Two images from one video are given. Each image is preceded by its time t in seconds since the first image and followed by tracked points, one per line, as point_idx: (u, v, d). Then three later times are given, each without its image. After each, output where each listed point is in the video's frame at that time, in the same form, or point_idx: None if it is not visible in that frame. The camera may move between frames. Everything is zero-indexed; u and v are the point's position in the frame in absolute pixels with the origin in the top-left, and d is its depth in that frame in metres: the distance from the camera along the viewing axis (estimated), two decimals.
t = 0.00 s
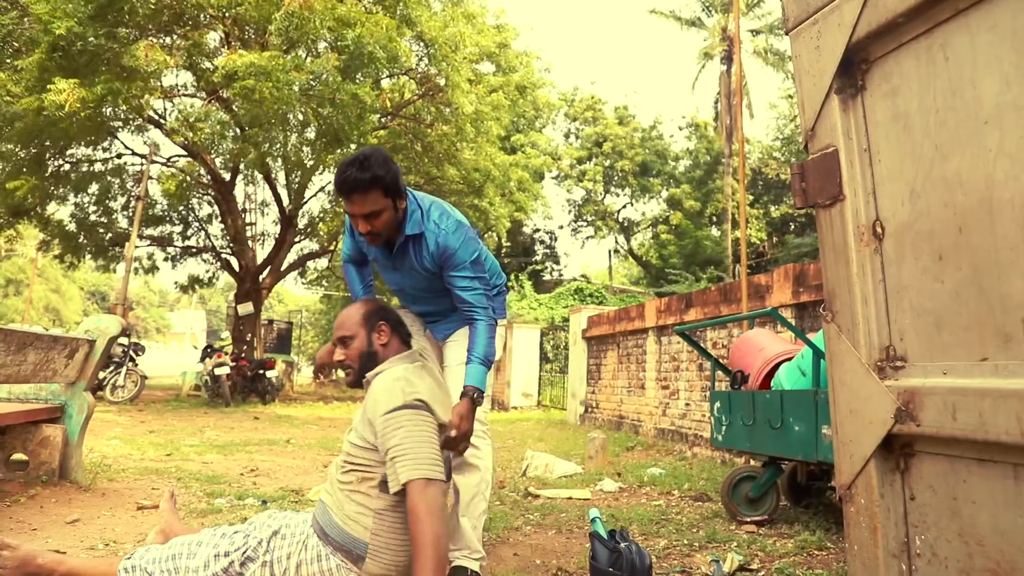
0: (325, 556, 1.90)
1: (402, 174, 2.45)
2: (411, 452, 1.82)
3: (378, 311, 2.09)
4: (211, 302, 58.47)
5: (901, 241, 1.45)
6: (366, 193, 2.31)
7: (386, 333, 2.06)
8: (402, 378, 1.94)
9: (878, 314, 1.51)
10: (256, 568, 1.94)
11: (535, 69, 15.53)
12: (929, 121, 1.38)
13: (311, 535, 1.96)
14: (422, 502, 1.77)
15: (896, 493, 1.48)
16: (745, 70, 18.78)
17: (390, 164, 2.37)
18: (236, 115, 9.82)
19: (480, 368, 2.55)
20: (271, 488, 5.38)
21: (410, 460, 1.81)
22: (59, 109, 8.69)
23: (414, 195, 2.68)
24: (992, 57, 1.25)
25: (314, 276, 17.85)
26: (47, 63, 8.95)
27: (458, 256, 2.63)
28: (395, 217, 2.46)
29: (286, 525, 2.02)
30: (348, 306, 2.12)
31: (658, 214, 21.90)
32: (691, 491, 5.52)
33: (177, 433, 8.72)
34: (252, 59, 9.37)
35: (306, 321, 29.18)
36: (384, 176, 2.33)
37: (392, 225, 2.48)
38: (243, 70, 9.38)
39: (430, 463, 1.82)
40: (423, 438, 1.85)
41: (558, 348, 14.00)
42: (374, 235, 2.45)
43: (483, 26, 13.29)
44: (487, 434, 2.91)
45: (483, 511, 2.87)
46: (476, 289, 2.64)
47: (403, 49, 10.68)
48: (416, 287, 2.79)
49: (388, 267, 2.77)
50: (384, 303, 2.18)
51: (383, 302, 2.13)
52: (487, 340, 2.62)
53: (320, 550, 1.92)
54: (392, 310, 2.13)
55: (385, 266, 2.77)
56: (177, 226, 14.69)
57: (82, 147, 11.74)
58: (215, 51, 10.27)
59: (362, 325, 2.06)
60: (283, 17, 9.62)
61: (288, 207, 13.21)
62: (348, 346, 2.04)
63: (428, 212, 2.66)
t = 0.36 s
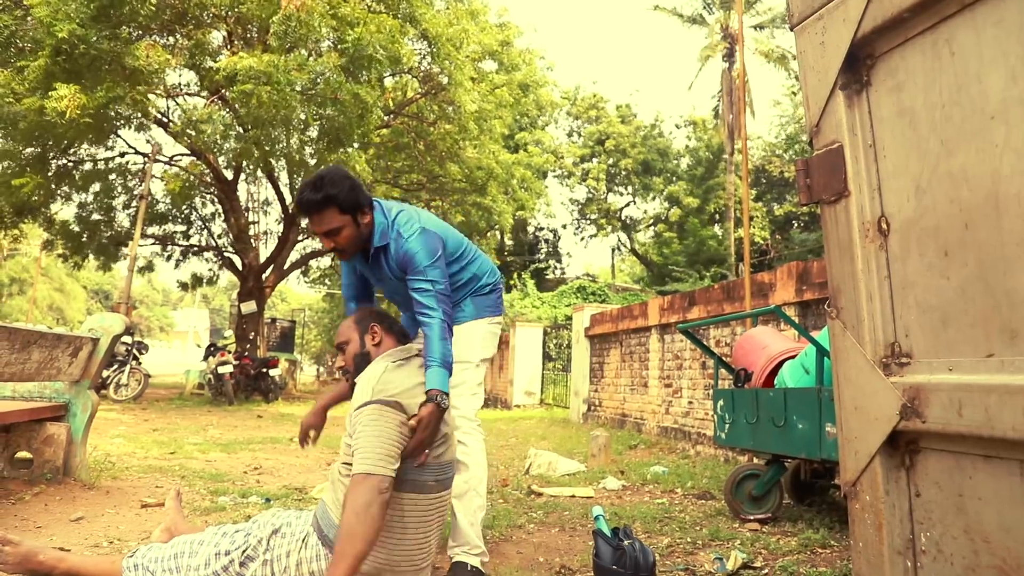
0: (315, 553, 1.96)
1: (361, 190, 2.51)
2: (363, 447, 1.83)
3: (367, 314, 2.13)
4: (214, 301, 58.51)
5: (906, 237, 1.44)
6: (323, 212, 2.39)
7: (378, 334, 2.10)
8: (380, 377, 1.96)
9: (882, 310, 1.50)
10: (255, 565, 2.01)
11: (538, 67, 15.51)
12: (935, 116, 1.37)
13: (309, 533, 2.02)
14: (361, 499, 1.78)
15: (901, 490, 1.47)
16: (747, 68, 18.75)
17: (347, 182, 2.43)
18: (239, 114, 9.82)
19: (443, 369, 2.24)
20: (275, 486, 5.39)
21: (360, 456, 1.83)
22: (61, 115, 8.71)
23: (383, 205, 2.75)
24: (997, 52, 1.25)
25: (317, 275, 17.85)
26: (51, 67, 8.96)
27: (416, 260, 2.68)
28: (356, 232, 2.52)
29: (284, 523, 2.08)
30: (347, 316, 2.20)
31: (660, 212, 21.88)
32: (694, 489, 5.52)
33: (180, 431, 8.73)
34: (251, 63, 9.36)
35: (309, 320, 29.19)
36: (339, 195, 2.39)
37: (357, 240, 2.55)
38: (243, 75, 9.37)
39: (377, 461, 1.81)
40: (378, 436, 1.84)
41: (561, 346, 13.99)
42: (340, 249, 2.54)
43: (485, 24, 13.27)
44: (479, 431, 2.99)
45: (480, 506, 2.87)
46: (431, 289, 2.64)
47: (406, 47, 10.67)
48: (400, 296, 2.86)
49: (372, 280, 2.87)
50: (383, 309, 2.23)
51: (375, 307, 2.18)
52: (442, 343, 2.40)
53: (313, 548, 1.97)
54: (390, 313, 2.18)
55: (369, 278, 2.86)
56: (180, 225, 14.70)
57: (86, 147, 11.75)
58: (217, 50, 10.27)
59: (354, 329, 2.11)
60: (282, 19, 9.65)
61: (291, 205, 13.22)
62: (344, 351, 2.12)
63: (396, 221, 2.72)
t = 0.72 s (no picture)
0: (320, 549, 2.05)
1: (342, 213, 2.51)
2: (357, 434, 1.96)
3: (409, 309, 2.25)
4: (217, 298, 58.59)
5: (912, 231, 1.44)
6: (309, 244, 2.36)
7: (418, 330, 2.23)
8: (402, 367, 2.04)
9: (888, 305, 1.50)
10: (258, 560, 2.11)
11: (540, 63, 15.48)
12: (941, 110, 1.37)
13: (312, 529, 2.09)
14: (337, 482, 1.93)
15: (906, 484, 1.47)
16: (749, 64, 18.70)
17: (327, 208, 2.41)
18: (242, 111, 9.83)
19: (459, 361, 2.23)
20: (278, 482, 5.40)
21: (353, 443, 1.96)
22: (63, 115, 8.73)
23: (364, 224, 2.75)
24: (1003, 45, 1.24)
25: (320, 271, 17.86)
26: (54, 63, 8.94)
27: (417, 260, 2.68)
28: (348, 254, 2.51)
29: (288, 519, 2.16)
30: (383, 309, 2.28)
31: (662, 208, 21.86)
32: (697, 485, 5.52)
33: (184, 427, 8.75)
34: (253, 60, 9.35)
35: (311, 317, 29.21)
36: (322, 224, 2.36)
37: (349, 264, 2.53)
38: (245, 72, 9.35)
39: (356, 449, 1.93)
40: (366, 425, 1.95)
41: (563, 343, 13.99)
42: (334, 277, 2.52)
43: (488, 20, 13.25)
44: (486, 426, 3.01)
45: (480, 502, 2.89)
46: (439, 283, 2.61)
47: (411, 43, 10.66)
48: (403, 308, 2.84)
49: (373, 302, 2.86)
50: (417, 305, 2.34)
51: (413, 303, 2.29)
52: (457, 334, 2.38)
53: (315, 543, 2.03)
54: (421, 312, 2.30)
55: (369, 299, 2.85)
56: (183, 222, 14.72)
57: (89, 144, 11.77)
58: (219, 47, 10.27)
59: (394, 321, 2.20)
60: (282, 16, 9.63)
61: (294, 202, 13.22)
62: (382, 340, 2.18)
63: (380, 236, 2.72)
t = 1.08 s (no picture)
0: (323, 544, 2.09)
1: (364, 202, 2.51)
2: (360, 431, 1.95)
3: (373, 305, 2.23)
4: (217, 295, 58.62)
5: (914, 228, 1.44)
6: (330, 232, 2.39)
7: (387, 326, 2.20)
8: (384, 362, 2.07)
9: (889, 302, 1.50)
10: (259, 556, 2.13)
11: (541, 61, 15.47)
12: (943, 106, 1.37)
13: (313, 525, 2.14)
14: (361, 484, 1.88)
15: (906, 482, 1.47)
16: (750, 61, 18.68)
17: (349, 197, 2.43)
18: (242, 107, 9.83)
19: (455, 353, 2.37)
20: (278, 479, 5.40)
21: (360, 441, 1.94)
22: (66, 106, 8.72)
23: (380, 214, 2.76)
24: (1006, 41, 1.24)
25: (320, 269, 17.87)
26: (54, 56, 8.92)
27: (433, 253, 2.69)
28: (367, 245, 2.53)
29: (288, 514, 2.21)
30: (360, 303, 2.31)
31: (662, 206, 21.85)
32: (697, 483, 5.52)
33: (184, 424, 8.76)
34: (257, 53, 9.33)
35: (312, 315, 29.22)
36: (344, 213, 2.38)
37: (366, 253, 2.57)
38: (248, 65, 9.33)
39: (370, 442, 1.91)
40: (373, 418, 1.94)
41: (564, 341, 13.99)
42: (350, 265, 2.55)
43: (489, 18, 13.24)
44: (483, 425, 3.02)
45: (480, 499, 2.89)
46: (454, 280, 2.66)
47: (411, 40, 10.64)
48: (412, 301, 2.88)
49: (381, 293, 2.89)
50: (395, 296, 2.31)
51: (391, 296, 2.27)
52: (463, 327, 2.52)
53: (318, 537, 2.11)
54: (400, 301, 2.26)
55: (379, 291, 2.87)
56: (183, 220, 14.72)
57: (90, 141, 11.76)
58: (220, 44, 10.26)
59: (363, 321, 2.23)
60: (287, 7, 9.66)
61: (294, 199, 13.21)
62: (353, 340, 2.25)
63: (396, 226, 2.73)
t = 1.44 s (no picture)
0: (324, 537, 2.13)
1: (382, 175, 2.52)
2: (363, 417, 2.01)
3: (344, 306, 2.31)
4: (218, 292, 58.64)
5: (914, 222, 1.44)
6: (344, 199, 2.39)
7: (363, 324, 2.28)
8: (368, 351, 2.13)
9: (890, 295, 1.50)
10: (260, 551, 2.17)
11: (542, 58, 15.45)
12: (944, 99, 1.37)
13: (313, 520, 2.19)
14: (373, 466, 1.93)
15: (907, 476, 1.47)
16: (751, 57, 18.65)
17: (368, 168, 2.43)
18: (242, 103, 9.82)
19: (453, 340, 2.47)
20: (279, 475, 5.41)
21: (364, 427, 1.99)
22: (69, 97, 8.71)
23: (396, 191, 2.75)
24: (1007, 35, 1.24)
25: (320, 265, 17.87)
26: (56, 50, 8.94)
27: (443, 239, 2.70)
28: (378, 217, 2.54)
29: (288, 510, 2.25)
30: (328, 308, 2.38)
31: (663, 202, 21.84)
32: (698, 479, 5.52)
33: (185, 420, 8.76)
34: (258, 46, 9.30)
35: (312, 311, 29.21)
36: (361, 182, 2.39)
37: (375, 225, 2.57)
38: (250, 58, 9.30)
39: (376, 423, 1.97)
40: (374, 402, 2.00)
41: (564, 337, 13.99)
42: (358, 235, 2.56)
43: (489, 15, 13.25)
44: (483, 420, 3.01)
45: (480, 494, 2.89)
46: (461, 270, 2.67)
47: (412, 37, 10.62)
48: (412, 282, 2.90)
49: (383, 269, 2.90)
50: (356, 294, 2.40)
51: (358, 293, 2.34)
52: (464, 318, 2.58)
53: (318, 531, 2.15)
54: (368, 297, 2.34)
55: (381, 267, 2.89)
56: (184, 217, 14.72)
57: (90, 137, 11.76)
58: (220, 40, 10.24)
59: (337, 322, 2.29)
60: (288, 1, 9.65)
61: (294, 196, 13.21)
62: (332, 343, 2.30)
63: (409, 204, 2.75)
